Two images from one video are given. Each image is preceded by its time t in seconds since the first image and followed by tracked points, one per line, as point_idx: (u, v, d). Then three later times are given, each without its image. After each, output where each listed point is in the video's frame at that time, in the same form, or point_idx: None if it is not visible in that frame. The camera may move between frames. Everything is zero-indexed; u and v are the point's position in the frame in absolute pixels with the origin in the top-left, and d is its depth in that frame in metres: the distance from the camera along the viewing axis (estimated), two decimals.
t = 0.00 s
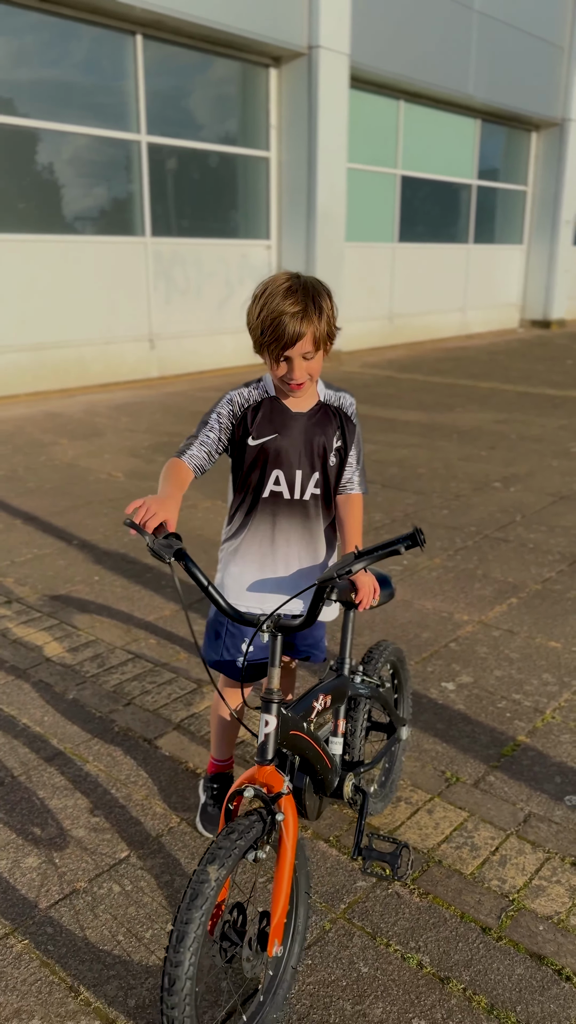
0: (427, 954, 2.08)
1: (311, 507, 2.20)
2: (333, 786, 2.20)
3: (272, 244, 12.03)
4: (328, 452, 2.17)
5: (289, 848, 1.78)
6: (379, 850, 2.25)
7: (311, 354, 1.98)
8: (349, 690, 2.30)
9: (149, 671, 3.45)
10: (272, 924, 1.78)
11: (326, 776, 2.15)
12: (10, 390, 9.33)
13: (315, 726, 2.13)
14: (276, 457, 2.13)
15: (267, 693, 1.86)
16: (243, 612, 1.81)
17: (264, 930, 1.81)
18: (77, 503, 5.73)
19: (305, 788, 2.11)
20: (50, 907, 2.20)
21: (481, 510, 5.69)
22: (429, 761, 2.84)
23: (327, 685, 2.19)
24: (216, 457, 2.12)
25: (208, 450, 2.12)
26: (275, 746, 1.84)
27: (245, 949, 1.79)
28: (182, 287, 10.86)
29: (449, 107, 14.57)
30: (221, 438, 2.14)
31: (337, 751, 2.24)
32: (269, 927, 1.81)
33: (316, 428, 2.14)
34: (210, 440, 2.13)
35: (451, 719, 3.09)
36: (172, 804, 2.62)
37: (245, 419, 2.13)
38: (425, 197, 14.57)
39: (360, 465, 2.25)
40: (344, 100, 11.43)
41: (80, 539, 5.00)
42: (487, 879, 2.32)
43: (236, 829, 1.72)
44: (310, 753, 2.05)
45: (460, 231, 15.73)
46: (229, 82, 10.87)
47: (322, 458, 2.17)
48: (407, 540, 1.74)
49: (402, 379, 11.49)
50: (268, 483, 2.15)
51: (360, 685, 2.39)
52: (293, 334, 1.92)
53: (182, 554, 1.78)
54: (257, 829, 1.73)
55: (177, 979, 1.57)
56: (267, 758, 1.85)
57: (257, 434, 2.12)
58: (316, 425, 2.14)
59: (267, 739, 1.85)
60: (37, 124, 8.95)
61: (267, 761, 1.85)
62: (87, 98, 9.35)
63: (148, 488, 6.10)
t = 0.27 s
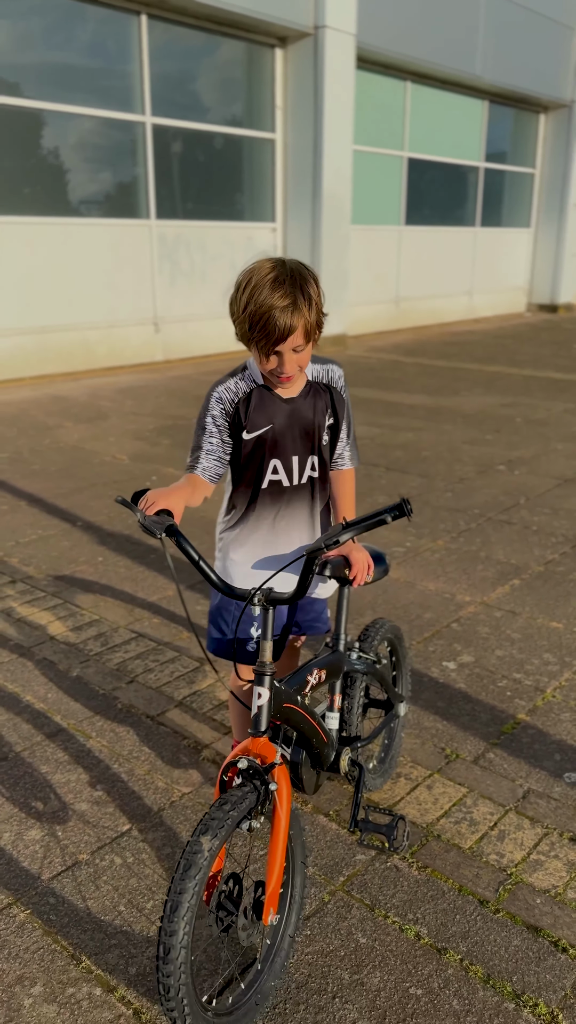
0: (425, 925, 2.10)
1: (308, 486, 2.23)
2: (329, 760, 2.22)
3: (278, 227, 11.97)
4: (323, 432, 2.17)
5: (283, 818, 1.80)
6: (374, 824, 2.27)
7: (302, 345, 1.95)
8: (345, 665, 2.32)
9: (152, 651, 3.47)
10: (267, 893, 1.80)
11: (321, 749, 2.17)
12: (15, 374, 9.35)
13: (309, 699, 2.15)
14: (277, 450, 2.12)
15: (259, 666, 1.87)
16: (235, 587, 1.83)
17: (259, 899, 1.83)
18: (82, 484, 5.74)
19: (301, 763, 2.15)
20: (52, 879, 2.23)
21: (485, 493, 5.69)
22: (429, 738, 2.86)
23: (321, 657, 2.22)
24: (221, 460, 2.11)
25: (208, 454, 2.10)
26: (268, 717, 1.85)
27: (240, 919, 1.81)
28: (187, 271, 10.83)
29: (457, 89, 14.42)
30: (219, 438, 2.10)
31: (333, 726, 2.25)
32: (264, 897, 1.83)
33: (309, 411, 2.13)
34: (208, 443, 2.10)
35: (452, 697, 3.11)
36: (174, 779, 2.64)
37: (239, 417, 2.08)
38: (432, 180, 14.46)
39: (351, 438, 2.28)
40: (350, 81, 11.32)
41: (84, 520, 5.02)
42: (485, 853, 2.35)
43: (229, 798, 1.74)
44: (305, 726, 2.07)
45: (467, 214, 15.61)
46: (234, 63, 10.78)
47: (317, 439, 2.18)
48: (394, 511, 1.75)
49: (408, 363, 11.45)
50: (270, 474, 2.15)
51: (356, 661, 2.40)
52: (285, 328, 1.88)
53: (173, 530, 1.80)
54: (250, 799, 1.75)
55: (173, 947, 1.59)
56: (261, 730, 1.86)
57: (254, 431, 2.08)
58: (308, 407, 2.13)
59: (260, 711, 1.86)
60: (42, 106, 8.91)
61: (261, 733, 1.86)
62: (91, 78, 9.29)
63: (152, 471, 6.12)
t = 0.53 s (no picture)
0: (426, 903, 2.12)
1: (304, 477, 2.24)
2: (331, 741, 2.24)
3: (283, 214, 11.94)
4: (314, 421, 2.19)
5: (284, 796, 1.82)
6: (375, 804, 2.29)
7: (287, 342, 1.93)
8: (347, 646, 2.33)
9: (157, 635, 3.49)
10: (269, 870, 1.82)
11: (323, 730, 2.18)
12: (21, 362, 9.37)
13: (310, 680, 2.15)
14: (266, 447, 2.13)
15: (260, 647, 1.88)
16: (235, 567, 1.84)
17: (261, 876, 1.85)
18: (87, 472, 5.76)
19: (303, 743, 2.18)
20: (58, 857, 2.26)
21: (490, 480, 5.69)
22: (431, 721, 2.88)
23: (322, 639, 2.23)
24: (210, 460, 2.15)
25: (196, 457, 2.13)
26: (270, 697, 1.86)
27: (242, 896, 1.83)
28: (192, 258, 10.81)
29: (463, 74, 14.32)
30: (207, 440, 2.12)
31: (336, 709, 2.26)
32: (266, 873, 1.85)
33: (297, 403, 2.14)
34: (195, 446, 2.12)
35: (455, 680, 3.13)
36: (178, 761, 2.67)
37: (224, 417, 2.09)
38: (438, 166, 14.38)
39: (340, 425, 2.31)
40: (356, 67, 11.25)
41: (90, 507, 5.04)
42: (486, 833, 2.37)
43: (230, 777, 1.75)
44: (306, 708, 2.08)
45: (473, 200, 15.52)
46: (239, 49, 10.72)
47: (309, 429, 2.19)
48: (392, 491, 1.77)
49: (413, 350, 11.42)
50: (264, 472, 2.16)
51: (358, 643, 2.41)
52: (269, 330, 1.86)
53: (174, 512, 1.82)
54: (251, 779, 1.76)
55: (176, 925, 1.60)
56: (263, 710, 1.87)
57: (240, 431, 2.09)
58: (297, 399, 2.13)
59: (261, 692, 1.87)
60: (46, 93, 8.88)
61: (263, 714, 1.87)
62: (96, 65, 9.25)
63: (157, 458, 6.13)
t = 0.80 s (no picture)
0: (429, 885, 2.15)
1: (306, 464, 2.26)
2: (337, 727, 2.26)
3: (288, 205, 11.92)
4: (313, 408, 2.21)
5: (293, 779, 1.86)
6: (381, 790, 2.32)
7: (284, 331, 1.94)
8: (354, 633, 2.35)
9: (163, 624, 3.52)
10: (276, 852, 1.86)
11: (329, 715, 2.21)
12: (26, 354, 9.39)
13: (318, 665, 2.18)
14: (268, 434, 2.15)
15: (271, 632, 1.89)
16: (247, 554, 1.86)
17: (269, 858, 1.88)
18: (93, 463, 5.79)
19: (310, 728, 2.19)
20: (66, 840, 2.30)
21: (494, 470, 5.70)
22: (435, 708, 2.91)
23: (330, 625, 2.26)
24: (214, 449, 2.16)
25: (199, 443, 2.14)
26: (280, 681, 1.88)
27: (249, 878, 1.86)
28: (196, 250, 10.80)
29: (468, 64, 14.25)
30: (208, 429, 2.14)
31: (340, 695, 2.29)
32: (274, 856, 1.88)
33: (296, 389, 2.16)
34: (195, 434, 2.13)
35: (458, 667, 3.16)
36: (185, 746, 2.70)
37: (224, 403, 2.11)
38: (443, 156, 14.33)
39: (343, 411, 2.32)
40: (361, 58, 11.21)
41: (96, 498, 5.07)
42: (489, 817, 2.39)
43: (242, 760, 1.77)
44: (315, 693, 2.11)
45: (479, 191, 15.47)
46: (242, 39, 10.70)
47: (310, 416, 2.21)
48: (408, 481, 1.79)
49: (418, 341, 11.40)
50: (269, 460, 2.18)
51: (365, 630, 2.44)
52: (265, 320, 1.88)
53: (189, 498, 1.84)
54: (262, 761, 1.79)
55: (185, 906, 1.62)
56: (273, 696, 1.88)
57: (241, 417, 2.11)
58: (296, 385, 2.15)
59: (272, 676, 1.88)
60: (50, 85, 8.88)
61: (273, 699, 1.89)
62: (99, 56, 9.24)
63: (162, 450, 6.15)
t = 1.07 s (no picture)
0: (434, 876, 2.18)
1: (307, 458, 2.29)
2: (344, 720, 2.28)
3: (292, 202, 11.92)
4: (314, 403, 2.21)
5: (300, 772, 1.88)
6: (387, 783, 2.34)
7: (278, 319, 1.96)
8: (361, 627, 2.37)
9: (170, 619, 3.55)
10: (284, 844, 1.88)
11: (336, 709, 2.23)
12: (32, 353, 9.43)
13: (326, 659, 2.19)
14: (262, 427, 2.21)
15: (280, 627, 1.92)
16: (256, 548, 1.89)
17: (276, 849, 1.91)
18: (99, 460, 5.82)
19: (317, 722, 2.22)
20: (75, 832, 2.33)
21: (499, 465, 5.71)
22: (440, 702, 2.93)
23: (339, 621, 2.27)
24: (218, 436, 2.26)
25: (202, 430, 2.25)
26: (288, 674, 1.90)
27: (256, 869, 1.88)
28: (200, 248, 10.82)
29: (472, 59, 14.22)
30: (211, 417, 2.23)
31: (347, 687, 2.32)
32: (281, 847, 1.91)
33: (293, 385, 2.17)
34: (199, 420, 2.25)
35: (463, 661, 3.18)
36: (192, 740, 2.73)
37: (221, 394, 2.19)
38: (447, 152, 14.31)
39: (358, 401, 2.27)
40: (364, 54, 11.21)
41: (102, 495, 5.10)
42: (493, 809, 2.42)
43: (249, 753, 1.79)
44: (322, 686, 2.13)
45: (483, 186, 15.45)
46: (246, 37, 10.70)
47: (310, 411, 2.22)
48: (413, 480, 1.79)
49: (422, 338, 11.41)
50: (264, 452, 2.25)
51: (373, 625, 2.46)
52: (255, 308, 1.89)
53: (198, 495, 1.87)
54: (268, 755, 1.81)
55: (191, 896, 1.65)
56: (281, 690, 1.92)
57: (235, 409, 2.19)
58: (291, 381, 2.17)
59: (280, 670, 1.91)
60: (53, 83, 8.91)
61: (282, 693, 1.92)
62: (102, 54, 9.25)
63: (168, 447, 6.18)
